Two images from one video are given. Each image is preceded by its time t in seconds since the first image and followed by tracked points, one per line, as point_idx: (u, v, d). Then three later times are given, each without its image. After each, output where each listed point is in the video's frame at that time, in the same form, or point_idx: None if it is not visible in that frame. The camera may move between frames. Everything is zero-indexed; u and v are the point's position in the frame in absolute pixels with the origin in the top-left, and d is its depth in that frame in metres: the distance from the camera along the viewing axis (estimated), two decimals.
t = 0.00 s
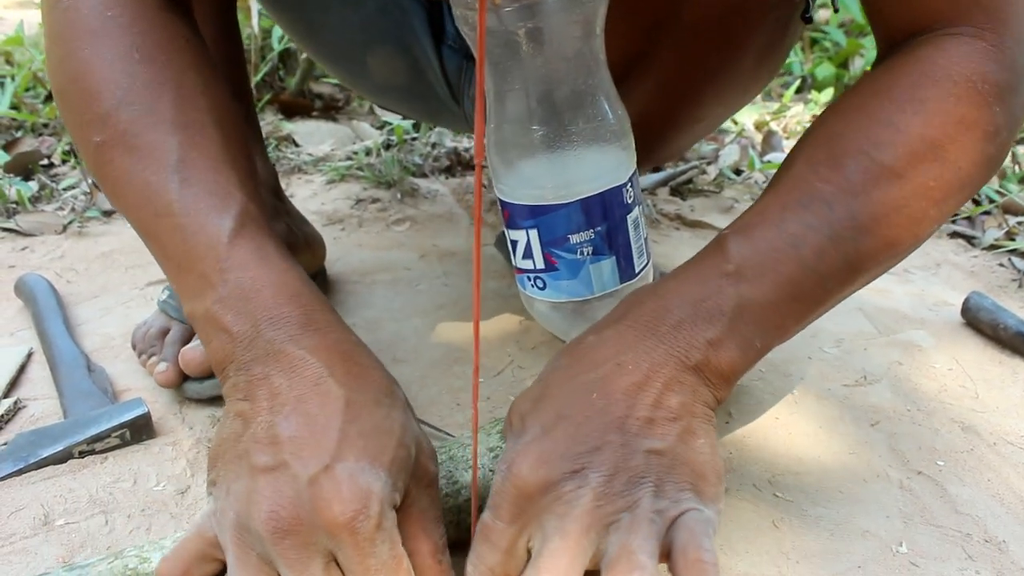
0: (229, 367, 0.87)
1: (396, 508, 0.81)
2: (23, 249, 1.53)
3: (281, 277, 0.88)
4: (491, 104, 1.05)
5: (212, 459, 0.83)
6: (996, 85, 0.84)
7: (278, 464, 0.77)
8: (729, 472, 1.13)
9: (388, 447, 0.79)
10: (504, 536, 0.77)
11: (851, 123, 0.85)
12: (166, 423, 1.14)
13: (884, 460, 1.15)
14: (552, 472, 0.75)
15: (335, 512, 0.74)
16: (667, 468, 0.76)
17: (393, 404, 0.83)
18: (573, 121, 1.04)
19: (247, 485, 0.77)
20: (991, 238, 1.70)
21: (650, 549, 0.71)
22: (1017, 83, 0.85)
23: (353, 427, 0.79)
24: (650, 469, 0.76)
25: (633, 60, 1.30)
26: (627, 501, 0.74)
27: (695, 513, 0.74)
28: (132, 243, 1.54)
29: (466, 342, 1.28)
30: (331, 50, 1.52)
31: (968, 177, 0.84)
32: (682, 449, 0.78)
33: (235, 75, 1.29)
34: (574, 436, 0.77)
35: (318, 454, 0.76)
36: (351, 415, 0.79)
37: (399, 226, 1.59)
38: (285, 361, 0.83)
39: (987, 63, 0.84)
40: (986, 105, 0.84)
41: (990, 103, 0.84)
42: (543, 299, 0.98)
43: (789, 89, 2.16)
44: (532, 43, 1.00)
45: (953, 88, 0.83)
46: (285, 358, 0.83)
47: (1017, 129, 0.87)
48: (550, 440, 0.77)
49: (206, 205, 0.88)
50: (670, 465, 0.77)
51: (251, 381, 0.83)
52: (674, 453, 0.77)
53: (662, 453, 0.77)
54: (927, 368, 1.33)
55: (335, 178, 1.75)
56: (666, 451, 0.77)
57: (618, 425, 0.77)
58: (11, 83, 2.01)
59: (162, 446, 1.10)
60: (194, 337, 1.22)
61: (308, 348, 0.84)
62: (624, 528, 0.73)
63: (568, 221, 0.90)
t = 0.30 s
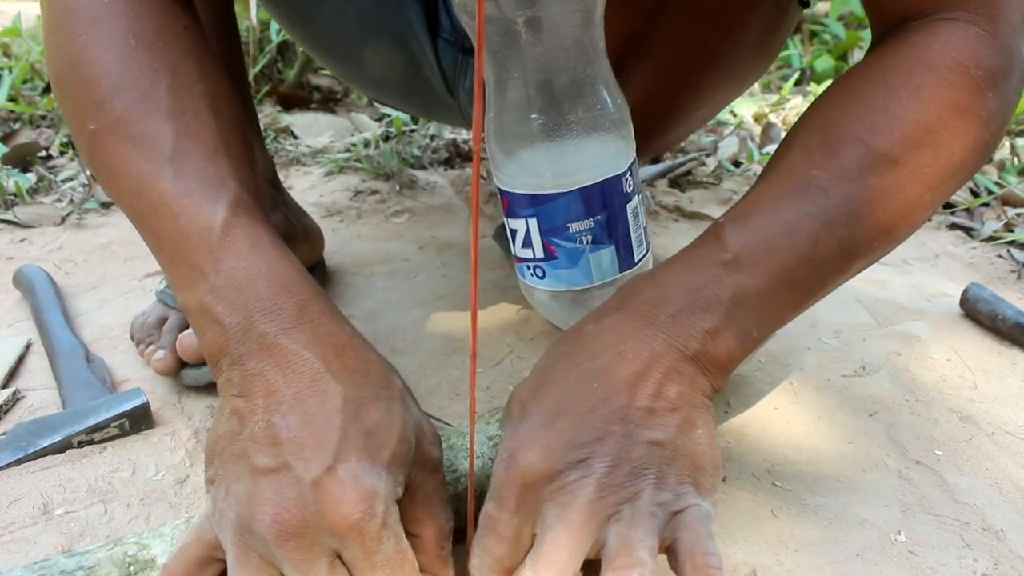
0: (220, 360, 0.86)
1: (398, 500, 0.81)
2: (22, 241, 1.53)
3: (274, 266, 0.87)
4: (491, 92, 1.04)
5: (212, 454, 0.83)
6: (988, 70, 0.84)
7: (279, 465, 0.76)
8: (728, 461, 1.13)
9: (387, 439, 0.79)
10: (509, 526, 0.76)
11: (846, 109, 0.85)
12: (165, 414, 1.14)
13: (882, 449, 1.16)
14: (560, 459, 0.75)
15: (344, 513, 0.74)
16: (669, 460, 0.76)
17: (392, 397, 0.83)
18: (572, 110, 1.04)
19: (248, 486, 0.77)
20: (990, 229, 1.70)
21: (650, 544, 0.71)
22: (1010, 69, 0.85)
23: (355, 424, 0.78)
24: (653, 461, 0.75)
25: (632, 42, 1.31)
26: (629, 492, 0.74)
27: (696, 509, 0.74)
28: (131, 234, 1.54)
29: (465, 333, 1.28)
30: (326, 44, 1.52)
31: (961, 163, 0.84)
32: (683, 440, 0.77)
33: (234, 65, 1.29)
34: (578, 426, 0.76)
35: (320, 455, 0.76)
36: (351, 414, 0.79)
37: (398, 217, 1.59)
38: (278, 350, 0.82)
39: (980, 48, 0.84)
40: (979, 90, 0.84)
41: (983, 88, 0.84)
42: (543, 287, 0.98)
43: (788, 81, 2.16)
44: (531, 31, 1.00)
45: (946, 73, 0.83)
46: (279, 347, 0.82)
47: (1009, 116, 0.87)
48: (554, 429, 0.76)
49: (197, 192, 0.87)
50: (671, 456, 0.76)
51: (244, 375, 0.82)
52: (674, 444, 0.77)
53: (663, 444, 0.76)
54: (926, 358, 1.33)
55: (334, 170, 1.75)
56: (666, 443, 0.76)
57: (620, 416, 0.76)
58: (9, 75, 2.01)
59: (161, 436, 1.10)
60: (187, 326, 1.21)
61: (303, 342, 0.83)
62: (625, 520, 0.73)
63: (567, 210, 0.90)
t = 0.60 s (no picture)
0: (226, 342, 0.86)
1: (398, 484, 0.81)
2: (25, 226, 1.53)
3: (279, 250, 0.87)
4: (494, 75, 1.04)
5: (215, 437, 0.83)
6: (987, 53, 0.83)
7: (281, 441, 0.76)
8: (731, 447, 1.13)
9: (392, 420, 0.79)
10: (510, 515, 0.74)
11: (845, 90, 0.84)
12: (168, 399, 1.14)
13: (884, 435, 1.16)
14: (557, 445, 0.73)
15: (344, 488, 0.74)
16: (669, 442, 0.74)
17: (393, 377, 0.83)
18: (574, 93, 1.03)
19: (250, 464, 0.76)
20: (994, 218, 1.69)
21: (652, 529, 0.69)
22: (1008, 52, 0.85)
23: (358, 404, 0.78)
24: (651, 445, 0.73)
25: (633, 34, 1.29)
26: (628, 477, 0.71)
27: (700, 494, 0.72)
28: (134, 220, 1.54)
29: (468, 319, 1.28)
30: (330, 30, 1.51)
31: (961, 145, 0.83)
32: (683, 422, 0.76)
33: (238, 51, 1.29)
34: (574, 412, 0.74)
35: (324, 432, 0.76)
36: (354, 393, 0.79)
37: (401, 204, 1.59)
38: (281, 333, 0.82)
39: (979, 32, 0.83)
40: (978, 73, 0.83)
41: (982, 71, 0.83)
42: (546, 272, 0.98)
43: (792, 70, 2.16)
44: (534, 14, 1.01)
45: (946, 56, 0.82)
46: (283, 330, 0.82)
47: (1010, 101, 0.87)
48: (549, 417, 0.74)
49: (201, 175, 0.87)
50: (671, 439, 0.74)
51: (249, 356, 0.82)
52: (674, 428, 0.75)
53: (662, 428, 0.74)
54: (930, 346, 1.33)
55: (337, 156, 1.75)
56: (666, 426, 0.74)
57: (617, 401, 0.74)
58: (13, 61, 2.01)
59: (165, 420, 1.10)
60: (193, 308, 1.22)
61: (310, 325, 0.83)
62: (626, 505, 0.70)
63: (570, 192, 0.89)
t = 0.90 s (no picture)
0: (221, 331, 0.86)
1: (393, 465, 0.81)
2: (26, 218, 1.53)
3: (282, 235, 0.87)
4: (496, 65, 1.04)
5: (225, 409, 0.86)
6: (989, 52, 0.83)
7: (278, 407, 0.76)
8: (731, 438, 1.13)
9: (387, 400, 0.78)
10: (509, 505, 0.74)
11: (848, 85, 0.83)
12: (169, 389, 1.15)
13: (884, 427, 1.16)
14: (557, 435, 0.73)
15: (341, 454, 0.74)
16: (669, 433, 0.74)
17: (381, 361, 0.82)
18: (576, 84, 1.03)
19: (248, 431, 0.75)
20: (995, 211, 1.69)
21: (652, 519, 0.69)
22: (1010, 51, 0.84)
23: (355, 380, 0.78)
24: (651, 435, 0.73)
25: (636, 28, 1.31)
26: (628, 468, 0.71)
27: (700, 483, 0.72)
28: (135, 212, 1.54)
29: (469, 311, 1.28)
30: (330, 18, 1.51)
31: (960, 143, 0.83)
32: (682, 412, 0.75)
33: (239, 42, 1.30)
34: (573, 403, 0.74)
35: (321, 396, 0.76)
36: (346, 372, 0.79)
37: (402, 196, 1.59)
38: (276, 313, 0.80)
39: (982, 31, 0.83)
40: (979, 72, 0.82)
41: (983, 70, 0.83)
42: (547, 263, 0.99)
43: (793, 63, 2.15)
44: (536, 6, 1.01)
45: (948, 54, 0.82)
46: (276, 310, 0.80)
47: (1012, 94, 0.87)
48: (549, 407, 0.74)
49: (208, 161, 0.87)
50: (671, 429, 0.74)
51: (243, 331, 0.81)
52: (673, 417, 0.75)
53: (662, 418, 0.74)
54: (930, 339, 1.33)
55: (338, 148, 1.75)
56: (666, 416, 0.74)
57: (616, 391, 0.74)
58: (13, 54, 2.01)
59: (165, 410, 1.11)
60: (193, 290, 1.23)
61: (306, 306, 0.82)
62: (626, 494, 0.70)
63: (572, 183, 0.90)
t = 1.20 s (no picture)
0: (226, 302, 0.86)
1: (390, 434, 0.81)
2: (27, 206, 1.53)
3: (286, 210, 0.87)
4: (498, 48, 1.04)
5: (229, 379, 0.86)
6: (990, 36, 0.82)
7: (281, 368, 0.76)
8: (732, 426, 1.13)
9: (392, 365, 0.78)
10: (510, 487, 0.75)
11: (848, 68, 0.83)
12: (171, 376, 1.15)
13: (885, 415, 1.16)
14: (560, 419, 0.73)
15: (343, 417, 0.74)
16: (672, 416, 0.74)
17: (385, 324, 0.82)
18: (580, 69, 1.03)
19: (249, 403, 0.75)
20: (997, 201, 1.69)
21: (655, 502, 0.69)
22: (1009, 36, 0.84)
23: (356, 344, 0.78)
24: (654, 418, 0.73)
25: (640, 16, 1.26)
26: (631, 451, 0.71)
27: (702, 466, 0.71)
28: (136, 200, 1.54)
29: (470, 298, 1.28)
30: (332, 6, 1.52)
31: (959, 128, 0.83)
32: (685, 395, 0.75)
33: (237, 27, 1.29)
34: (576, 386, 0.74)
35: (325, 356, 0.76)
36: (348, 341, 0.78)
37: (403, 184, 1.59)
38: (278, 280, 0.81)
39: (981, 14, 0.82)
40: (979, 56, 0.82)
41: (983, 54, 0.82)
42: (549, 248, 0.99)
43: (795, 52, 2.15)
44: None
45: (947, 38, 0.81)
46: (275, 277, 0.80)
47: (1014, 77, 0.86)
48: (551, 390, 0.74)
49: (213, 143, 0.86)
50: (675, 412, 0.74)
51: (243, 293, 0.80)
52: (676, 400, 0.74)
53: (665, 400, 0.74)
54: (931, 327, 1.33)
55: (339, 136, 1.75)
56: (669, 399, 0.74)
57: (619, 373, 0.74)
58: (13, 42, 2.01)
59: (167, 397, 1.11)
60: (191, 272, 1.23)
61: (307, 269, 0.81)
62: (629, 478, 0.70)
63: (575, 168, 0.90)
